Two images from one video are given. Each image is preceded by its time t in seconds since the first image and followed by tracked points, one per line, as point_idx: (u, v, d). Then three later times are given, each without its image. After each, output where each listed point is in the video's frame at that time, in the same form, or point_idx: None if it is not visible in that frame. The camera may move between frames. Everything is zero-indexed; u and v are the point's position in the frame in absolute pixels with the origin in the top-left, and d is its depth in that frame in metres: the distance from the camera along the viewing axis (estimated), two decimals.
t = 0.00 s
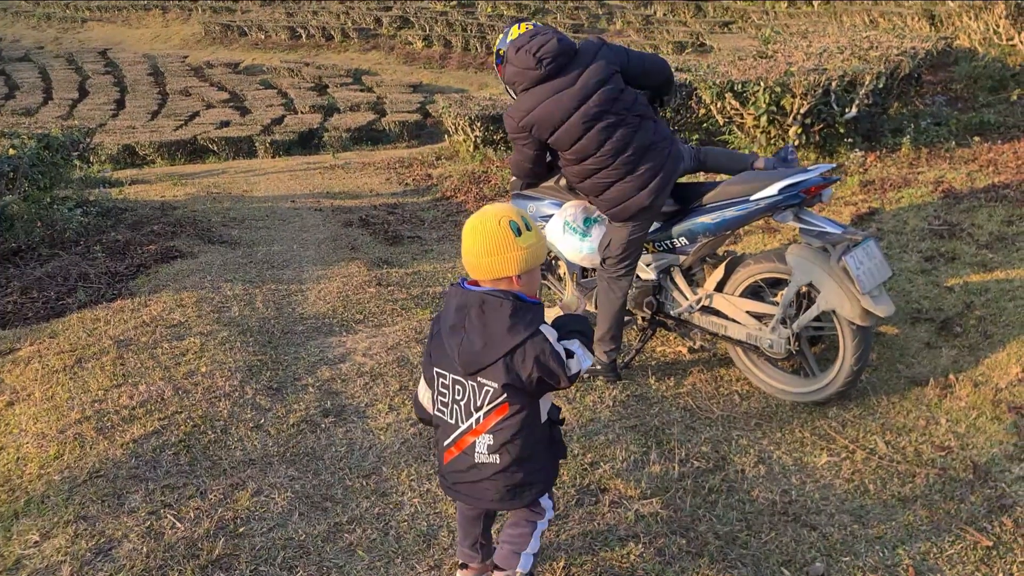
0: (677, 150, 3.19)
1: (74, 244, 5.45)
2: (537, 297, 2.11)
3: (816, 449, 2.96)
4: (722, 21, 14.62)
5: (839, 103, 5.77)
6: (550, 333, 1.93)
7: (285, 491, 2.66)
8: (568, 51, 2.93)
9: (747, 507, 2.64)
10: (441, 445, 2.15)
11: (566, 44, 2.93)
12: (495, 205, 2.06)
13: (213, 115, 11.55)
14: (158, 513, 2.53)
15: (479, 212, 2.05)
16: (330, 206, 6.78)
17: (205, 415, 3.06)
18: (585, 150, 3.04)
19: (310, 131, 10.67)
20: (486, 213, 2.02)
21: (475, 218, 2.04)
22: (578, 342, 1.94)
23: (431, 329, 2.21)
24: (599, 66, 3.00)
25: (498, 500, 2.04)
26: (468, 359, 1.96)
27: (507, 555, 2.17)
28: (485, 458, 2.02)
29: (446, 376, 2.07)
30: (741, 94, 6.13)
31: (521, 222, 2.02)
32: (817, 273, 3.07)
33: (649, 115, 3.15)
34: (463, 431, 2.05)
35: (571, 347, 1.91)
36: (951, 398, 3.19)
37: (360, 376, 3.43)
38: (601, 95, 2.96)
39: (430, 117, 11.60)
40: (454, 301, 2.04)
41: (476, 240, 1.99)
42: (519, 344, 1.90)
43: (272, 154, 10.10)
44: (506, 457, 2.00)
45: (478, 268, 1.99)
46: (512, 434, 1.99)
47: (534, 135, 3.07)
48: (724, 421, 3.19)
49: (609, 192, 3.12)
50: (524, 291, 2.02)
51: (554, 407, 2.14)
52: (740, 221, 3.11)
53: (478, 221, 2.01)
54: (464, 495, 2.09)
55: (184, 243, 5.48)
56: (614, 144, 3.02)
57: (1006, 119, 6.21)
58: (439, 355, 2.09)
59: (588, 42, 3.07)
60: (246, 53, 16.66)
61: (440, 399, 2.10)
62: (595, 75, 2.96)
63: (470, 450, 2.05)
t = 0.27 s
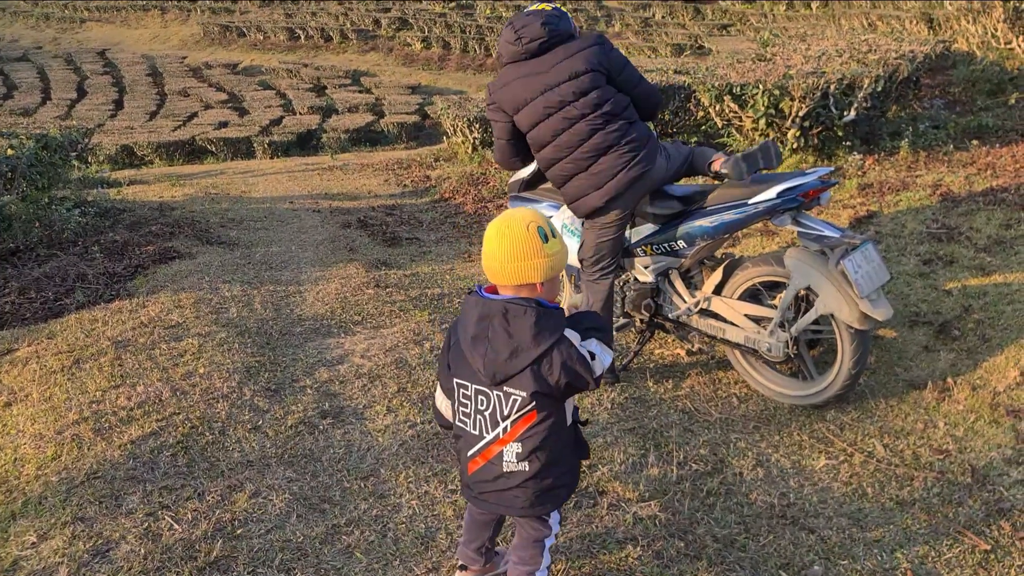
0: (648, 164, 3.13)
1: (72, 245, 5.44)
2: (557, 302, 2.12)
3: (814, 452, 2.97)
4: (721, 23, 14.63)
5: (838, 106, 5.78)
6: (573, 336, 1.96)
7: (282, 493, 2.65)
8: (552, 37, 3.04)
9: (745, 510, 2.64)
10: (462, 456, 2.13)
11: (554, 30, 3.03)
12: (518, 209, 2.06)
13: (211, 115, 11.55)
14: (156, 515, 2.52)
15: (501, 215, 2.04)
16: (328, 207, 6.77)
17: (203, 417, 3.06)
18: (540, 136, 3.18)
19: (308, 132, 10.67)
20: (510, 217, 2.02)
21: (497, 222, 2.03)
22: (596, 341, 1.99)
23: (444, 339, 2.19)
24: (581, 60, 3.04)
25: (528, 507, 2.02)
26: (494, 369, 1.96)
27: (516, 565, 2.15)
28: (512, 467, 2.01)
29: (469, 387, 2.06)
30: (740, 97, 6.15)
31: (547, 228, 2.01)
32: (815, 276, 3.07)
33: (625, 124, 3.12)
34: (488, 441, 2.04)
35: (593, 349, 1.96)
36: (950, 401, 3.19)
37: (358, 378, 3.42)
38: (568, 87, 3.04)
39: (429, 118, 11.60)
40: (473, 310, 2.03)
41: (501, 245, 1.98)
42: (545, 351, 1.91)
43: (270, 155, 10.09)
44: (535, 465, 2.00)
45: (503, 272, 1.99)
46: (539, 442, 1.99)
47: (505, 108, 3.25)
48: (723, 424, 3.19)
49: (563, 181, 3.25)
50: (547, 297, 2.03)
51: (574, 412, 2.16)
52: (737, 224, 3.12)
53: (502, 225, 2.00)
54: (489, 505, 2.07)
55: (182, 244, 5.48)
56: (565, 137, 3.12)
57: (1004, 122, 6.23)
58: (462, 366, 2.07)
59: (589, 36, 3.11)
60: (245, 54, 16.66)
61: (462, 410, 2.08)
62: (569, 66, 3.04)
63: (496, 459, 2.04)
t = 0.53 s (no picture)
0: (602, 170, 3.21)
1: (71, 247, 5.44)
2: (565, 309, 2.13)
3: (815, 456, 2.96)
4: (721, 27, 14.65)
5: (837, 109, 5.79)
6: (589, 343, 1.97)
7: (282, 497, 2.65)
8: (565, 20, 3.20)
9: (746, 513, 2.64)
10: (474, 464, 2.14)
11: (569, 13, 3.18)
12: (535, 218, 2.01)
13: (211, 118, 11.56)
14: (155, 518, 2.52)
15: (517, 223, 2.00)
16: (328, 210, 6.78)
17: (203, 420, 3.05)
18: (522, 109, 3.36)
19: (308, 135, 10.67)
20: (527, 226, 1.98)
21: (513, 230, 1.98)
22: (606, 344, 2.01)
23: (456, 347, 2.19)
24: (576, 54, 3.17)
25: (543, 515, 2.02)
26: (510, 380, 1.96)
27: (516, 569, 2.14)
28: (528, 477, 2.02)
29: (484, 397, 2.06)
30: (740, 100, 6.14)
31: (566, 238, 2.00)
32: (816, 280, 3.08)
33: (590, 128, 3.19)
34: (502, 450, 2.04)
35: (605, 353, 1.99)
36: (950, 405, 3.19)
37: (358, 381, 3.42)
38: (556, 73, 3.19)
39: (428, 121, 11.61)
40: (485, 319, 2.03)
41: (524, 254, 1.94)
42: (563, 362, 1.92)
43: (270, 157, 10.10)
44: (550, 474, 2.00)
45: (527, 283, 1.96)
46: (554, 451, 1.99)
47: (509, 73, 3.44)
48: (723, 428, 3.18)
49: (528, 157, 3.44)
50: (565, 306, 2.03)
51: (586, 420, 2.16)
52: (737, 228, 3.12)
53: (518, 234, 1.96)
54: (503, 513, 2.08)
55: (182, 246, 5.48)
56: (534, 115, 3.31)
57: (1003, 126, 6.24)
58: (476, 376, 2.08)
59: (604, 35, 3.20)
60: (245, 57, 16.67)
61: (474, 420, 2.11)
62: (564, 53, 3.19)
63: (510, 468, 2.04)
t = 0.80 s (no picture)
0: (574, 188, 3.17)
1: (72, 252, 5.44)
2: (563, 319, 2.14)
3: (817, 462, 2.96)
4: (721, 31, 14.68)
5: (838, 114, 5.79)
6: (587, 355, 1.95)
7: (283, 503, 2.64)
8: (575, 33, 3.14)
9: (748, 520, 2.63)
10: (473, 469, 2.16)
11: (580, 26, 3.13)
12: (541, 227, 2.02)
13: (212, 122, 11.57)
14: (156, 525, 2.51)
15: (523, 231, 2.00)
16: (329, 214, 6.78)
17: (203, 425, 3.05)
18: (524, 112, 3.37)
19: (309, 139, 10.68)
20: (534, 236, 1.98)
21: (520, 239, 1.98)
22: (605, 355, 1.99)
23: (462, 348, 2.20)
24: (574, 71, 3.11)
25: (537, 524, 2.03)
26: (506, 389, 1.96)
27: None
28: (521, 485, 2.02)
29: (482, 404, 2.07)
30: (741, 105, 6.14)
31: (571, 249, 2.00)
32: (818, 285, 3.07)
33: (574, 151, 3.15)
34: (498, 457, 2.05)
35: (603, 364, 1.96)
36: (952, 410, 3.18)
37: (359, 386, 3.41)
38: (554, 84, 3.17)
39: (429, 125, 11.61)
40: (485, 327, 2.02)
41: (532, 264, 1.94)
42: (558, 374, 1.91)
43: (271, 162, 10.10)
44: (542, 483, 2.00)
45: (533, 293, 1.96)
46: (548, 461, 1.99)
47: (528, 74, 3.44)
48: (725, 434, 3.18)
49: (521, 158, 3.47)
50: (567, 318, 2.04)
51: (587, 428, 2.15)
52: (739, 232, 3.12)
53: (525, 243, 1.96)
54: (497, 519, 2.09)
55: (183, 251, 5.48)
56: (530, 122, 3.29)
57: (1004, 131, 6.24)
58: (475, 381, 2.08)
59: (610, 53, 3.09)
60: (245, 61, 16.70)
61: (472, 424, 2.13)
62: (564, 67, 3.14)
63: (505, 475, 2.05)
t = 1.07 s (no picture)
0: (562, 198, 3.17)
1: (71, 255, 5.44)
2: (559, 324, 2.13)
3: (815, 465, 2.95)
4: (720, 34, 14.70)
5: (837, 117, 5.80)
6: (582, 359, 1.94)
7: (281, 507, 2.64)
8: (583, 45, 3.12)
9: (747, 523, 2.63)
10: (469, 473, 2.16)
11: (588, 39, 3.10)
12: (536, 230, 2.01)
13: (211, 126, 11.57)
14: (154, 528, 2.51)
15: (519, 234, 1.99)
16: (328, 217, 6.78)
17: (202, 429, 3.05)
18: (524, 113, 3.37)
19: (308, 142, 10.69)
20: (529, 239, 1.97)
21: (516, 241, 1.97)
22: (600, 357, 1.98)
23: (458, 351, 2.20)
24: (574, 86, 3.10)
25: (533, 528, 2.02)
26: (501, 393, 1.96)
27: None
28: (516, 489, 2.02)
29: (477, 408, 2.07)
30: (739, 108, 6.14)
31: (566, 252, 1.99)
32: (816, 288, 3.07)
33: (564, 166, 3.17)
34: (494, 461, 2.05)
35: (599, 368, 1.96)
36: (951, 413, 3.18)
37: (358, 390, 3.41)
38: (555, 94, 3.16)
39: (428, 128, 11.62)
40: (480, 332, 2.02)
41: (525, 266, 1.93)
42: (552, 378, 1.90)
43: (270, 165, 10.11)
44: (537, 487, 2.00)
45: (526, 296, 1.95)
46: (543, 465, 1.99)
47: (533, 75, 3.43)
48: (724, 436, 3.18)
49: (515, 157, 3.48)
50: (562, 320, 2.03)
51: (582, 431, 2.15)
52: (738, 235, 3.12)
53: (520, 246, 1.95)
54: (494, 523, 2.09)
55: (181, 254, 5.47)
56: (528, 127, 3.30)
57: (1002, 133, 6.25)
58: (470, 386, 2.08)
59: (614, 73, 3.06)
60: (244, 65, 16.71)
61: (468, 428, 2.12)
62: (567, 79, 3.13)
63: (500, 479, 2.05)
